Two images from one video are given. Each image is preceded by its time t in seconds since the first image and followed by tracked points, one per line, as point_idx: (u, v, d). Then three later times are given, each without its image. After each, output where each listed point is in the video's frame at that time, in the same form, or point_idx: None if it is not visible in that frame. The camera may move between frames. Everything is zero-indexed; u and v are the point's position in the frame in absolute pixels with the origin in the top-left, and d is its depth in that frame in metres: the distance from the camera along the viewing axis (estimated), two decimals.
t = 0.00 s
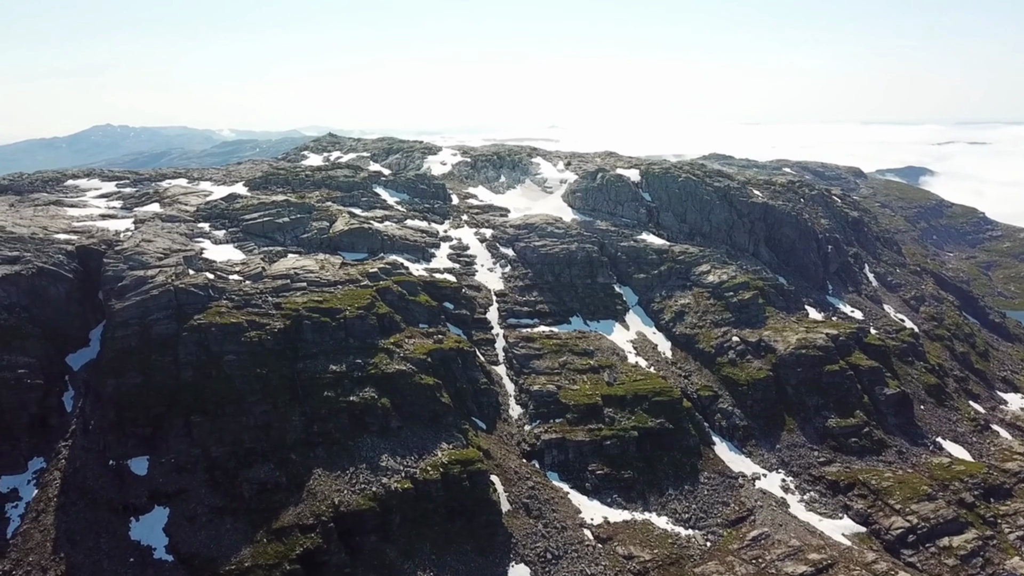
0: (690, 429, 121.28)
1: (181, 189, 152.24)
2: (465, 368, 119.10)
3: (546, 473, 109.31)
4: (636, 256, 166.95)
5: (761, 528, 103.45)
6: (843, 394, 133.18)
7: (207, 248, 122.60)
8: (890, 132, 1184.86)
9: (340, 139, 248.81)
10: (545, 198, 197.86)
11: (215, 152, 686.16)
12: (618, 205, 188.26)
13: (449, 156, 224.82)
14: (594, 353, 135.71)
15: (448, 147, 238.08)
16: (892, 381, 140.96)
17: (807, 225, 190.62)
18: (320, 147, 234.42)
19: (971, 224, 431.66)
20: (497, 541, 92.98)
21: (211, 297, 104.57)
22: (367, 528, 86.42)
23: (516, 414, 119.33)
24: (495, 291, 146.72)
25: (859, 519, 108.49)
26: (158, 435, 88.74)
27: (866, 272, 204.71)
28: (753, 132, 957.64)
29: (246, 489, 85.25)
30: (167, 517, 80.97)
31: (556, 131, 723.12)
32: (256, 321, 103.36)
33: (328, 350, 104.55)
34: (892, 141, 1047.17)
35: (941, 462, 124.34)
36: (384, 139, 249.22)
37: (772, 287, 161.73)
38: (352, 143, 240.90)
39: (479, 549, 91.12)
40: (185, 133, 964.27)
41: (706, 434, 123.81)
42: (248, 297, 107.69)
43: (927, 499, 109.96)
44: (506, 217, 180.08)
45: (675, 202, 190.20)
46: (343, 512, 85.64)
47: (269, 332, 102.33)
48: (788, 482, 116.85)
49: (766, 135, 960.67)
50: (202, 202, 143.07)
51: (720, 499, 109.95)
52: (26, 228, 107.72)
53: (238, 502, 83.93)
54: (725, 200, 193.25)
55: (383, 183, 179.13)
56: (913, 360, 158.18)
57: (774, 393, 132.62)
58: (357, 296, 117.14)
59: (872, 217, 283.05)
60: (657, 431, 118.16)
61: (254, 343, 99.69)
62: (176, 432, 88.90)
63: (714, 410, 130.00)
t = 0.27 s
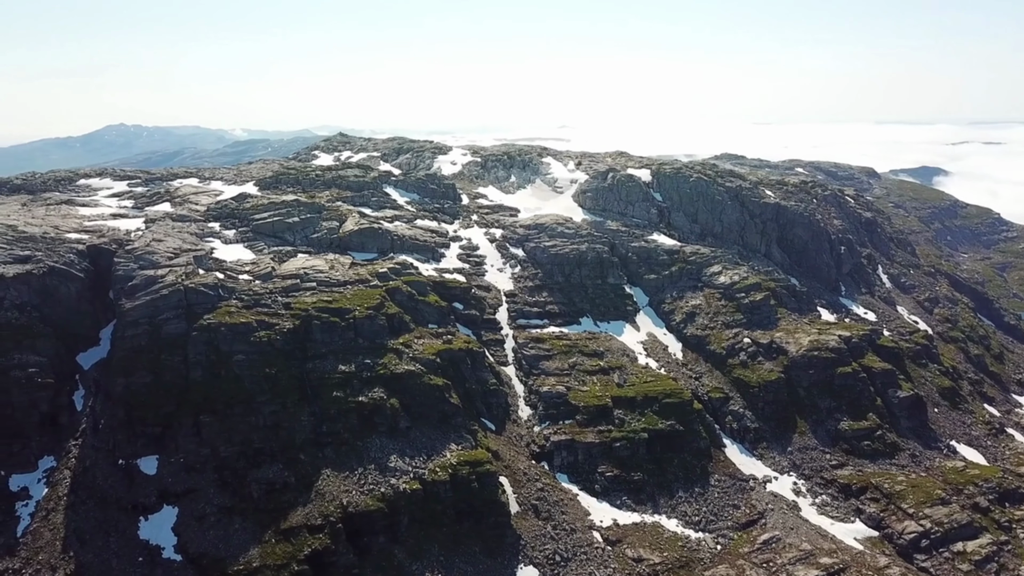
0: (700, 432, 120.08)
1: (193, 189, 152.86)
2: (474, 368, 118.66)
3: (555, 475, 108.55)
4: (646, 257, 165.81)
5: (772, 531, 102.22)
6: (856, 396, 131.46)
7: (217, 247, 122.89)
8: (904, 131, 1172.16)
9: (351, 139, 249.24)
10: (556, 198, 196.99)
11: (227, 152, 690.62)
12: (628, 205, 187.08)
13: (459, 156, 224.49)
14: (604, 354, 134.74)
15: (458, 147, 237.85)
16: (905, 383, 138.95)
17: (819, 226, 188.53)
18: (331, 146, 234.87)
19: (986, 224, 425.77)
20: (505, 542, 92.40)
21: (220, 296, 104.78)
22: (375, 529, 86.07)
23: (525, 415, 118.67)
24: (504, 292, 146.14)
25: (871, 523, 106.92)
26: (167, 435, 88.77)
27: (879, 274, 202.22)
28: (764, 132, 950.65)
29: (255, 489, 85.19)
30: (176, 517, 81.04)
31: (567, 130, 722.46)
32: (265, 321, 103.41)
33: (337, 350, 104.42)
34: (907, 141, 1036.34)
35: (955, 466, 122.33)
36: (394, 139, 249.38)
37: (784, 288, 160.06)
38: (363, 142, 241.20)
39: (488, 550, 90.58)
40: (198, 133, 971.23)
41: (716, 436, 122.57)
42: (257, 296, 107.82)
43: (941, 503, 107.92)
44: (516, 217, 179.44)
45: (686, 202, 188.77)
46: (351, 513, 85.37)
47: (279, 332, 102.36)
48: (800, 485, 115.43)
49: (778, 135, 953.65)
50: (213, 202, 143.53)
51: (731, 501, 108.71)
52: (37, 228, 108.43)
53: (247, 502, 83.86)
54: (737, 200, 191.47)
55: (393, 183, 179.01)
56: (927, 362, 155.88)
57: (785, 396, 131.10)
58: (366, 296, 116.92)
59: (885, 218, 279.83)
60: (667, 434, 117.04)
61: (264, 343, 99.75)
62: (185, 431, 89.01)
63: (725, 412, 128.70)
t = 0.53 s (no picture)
0: (709, 434, 119.02)
1: (202, 189, 153.46)
2: (482, 369, 118.22)
3: (563, 476, 107.93)
4: (656, 257, 164.81)
5: (782, 534, 101.11)
6: (867, 399, 129.86)
7: (226, 247, 123.23)
8: (917, 131, 1161.19)
9: (360, 139, 249.63)
10: (564, 198, 196.24)
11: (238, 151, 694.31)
12: (638, 205, 186.09)
13: (468, 156, 224.19)
14: (613, 355, 133.96)
15: (467, 147, 237.52)
16: (917, 386, 137.21)
17: (830, 226, 186.71)
18: (340, 146, 235.22)
19: (1000, 225, 420.54)
20: (513, 544, 91.86)
21: (229, 296, 104.90)
22: (383, 529, 85.76)
23: (533, 415, 118.11)
24: (513, 292, 145.62)
25: (882, 527, 105.53)
26: (175, 434, 88.87)
27: (891, 275, 200.06)
28: (775, 131, 944.54)
29: (263, 489, 85.12)
30: (184, 517, 81.08)
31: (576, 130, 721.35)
32: (273, 321, 103.49)
33: (345, 351, 104.31)
34: (920, 141, 1026.47)
35: (968, 470, 120.58)
36: (403, 138, 249.45)
37: (794, 290, 158.63)
38: (372, 142, 241.39)
39: (495, 552, 90.09)
40: (209, 132, 977.08)
41: (726, 438, 121.47)
42: (265, 296, 107.93)
43: (953, 507, 106.26)
44: (524, 217, 178.89)
45: (696, 202, 187.47)
46: (358, 514, 85.08)
47: (286, 332, 102.37)
48: (810, 488, 114.14)
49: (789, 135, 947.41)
50: (221, 202, 143.95)
51: (740, 504, 107.64)
52: (48, 227, 109.10)
53: (254, 502, 83.82)
54: (747, 200, 189.96)
55: (402, 183, 179.00)
56: (939, 364, 153.89)
57: (796, 398, 129.70)
58: (374, 296, 116.78)
59: (897, 219, 276.80)
60: (676, 435, 116.10)
61: (272, 343, 99.82)
62: (193, 431, 89.08)
63: (735, 414, 127.52)
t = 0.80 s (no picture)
0: (721, 436, 117.76)
1: (214, 188, 154.10)
2: (492, 370, 117.70)
3: (573, 478, 107.14)
4: (667, 258, 163.55)
5: (794, 538, 99.77)
6: (881, 401, 127.98)
7: (236, 247, 123.55)
8: (932, 130, 1148.06)
9: (371, 139, 249.97)
10: (575, 198, 195.32)
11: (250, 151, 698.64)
12: (649, 206, 184.89)
13: (479, 156, 223.81)
14: (623, 356, 132.94)
15: (477, 146, 237.17)
16: (931, 389, 135.12)
17: (844, 227, 184.52)
18: (351, 146, 235.66)
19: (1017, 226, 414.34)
20: (522, 546, 91.18)
21: (239, 296, 105.07)
22: (391, 531, 85.36)
23: (543, 417, 117.41)
24: (523, 292, 144.98)
25: (896, 531, 103.89)
26: (185, 434, 88.99)
27: (905, 276, 197.42)
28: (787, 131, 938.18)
29: (272, 489, 85.03)
30: (193, 516, 81.14)
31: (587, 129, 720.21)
32: (283, 321, 103.56)
33: (355, 351, 104.13)
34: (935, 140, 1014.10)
35: (983, 474, 118.48)
36: (414, 138, 249.54)
37: (807, 291, 156.91)
38: (382, 142, 241.66)
39: (504, 554, 89.49)
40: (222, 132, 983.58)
41: (737, 441, 120.12)
42: (275, 296, 108.03)
43: (968, 512, 104.39)
44: (535, 217, 178.18)
45: (708, 202, 185.88)
46: (367, 515, 84.75)
47: (296, 332, 102.37)
48: (822, 491, 112.61)
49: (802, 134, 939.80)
50: (232, 202, 144.44)
51: (752, 507, 106.34)
52: (60, 227, 109.83)
53: (263, 502, 83.76)
54: (760, 201, 188.10)
55: (412, 183, 178.93)
56: (954, 367, 151.44)
57: (808, 400, 128.12)
58: (384, 296, 116.58)
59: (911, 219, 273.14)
60: (687, 438, 114.93)
61: (282, 343, 99.85)
62: (203, 431, 89.18)
63: (747, 416, 126.07)
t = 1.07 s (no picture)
0: (733, 438, 116.41)
1: (225, 188, 154.67)
2: (502, 370, 117.12)
3: (583, 480, 106.31)
4: (679, 258, 162.19)
5: (806, 542, 98.36)
6: (896, 404, 126.00)
7: (247, 246, 123.86)
8: (949, 130, 1133.59)
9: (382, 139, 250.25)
10: (586, 198, 194.30)
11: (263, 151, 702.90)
12: (661, 206, 183.59)
13: (490, 156, 223.32)
14: (634, 357, 131.85)
15: (489, 146, 236.71)
16: (947, 391, 132.90)
17: (858, 228, 182.16)
18: (362, 146, 235.99)
19: None
20: (532, 548, 90.50)
21: (249, 296, 105.22)
22: (401, 532, 84.98)
23: (553, 418, 116.65)
24: (533, 293, 144.26)
25: (910, 536, 102.19)
26: (195, 434, 89.17)
27: (920, 277, 194.61)
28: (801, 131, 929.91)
29: (282, 489, 84.95)
30: (203, 516, 81.20)
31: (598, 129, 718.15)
32: (294, 321, 103.61)
33: (365, 351, 103.94)
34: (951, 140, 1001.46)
35: (1000, 478, 116.28)
36: (425, 138, 249.52)
37: (820, 293, 155.02)
38: (394, 142, 241.80)
39: (514, 556, 88.83)
40: (235, 132, 990.50)
41: (749, 443, 118.69)
42: (286, 296, 108.11)
43: (984, 516, 102.47)
44: (546, 217, 177.35)
45: (720, 202, 184.19)
46: (376, 515, 84.40)
47: (307, 332, 102.36)
48: (836, 495, 110.99)
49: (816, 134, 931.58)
50: (243, 201, 144.87)
51: (764, 510, 104.94)
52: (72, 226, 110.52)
53: (273, 502, 83.69)
54: (773, 201, 186.13)
55: (423, 183, 178.78)
56: (970, 369, 148.87)
57: (822, 403, 126.38)
58: (395, 296, 116.34)
59: (926, 220, 269.57)
60: (699, 440, 113.68)
61: (292, 343, 99.88)
62: (213, 431, 89.32)
63: (759, 419, 124.56)
